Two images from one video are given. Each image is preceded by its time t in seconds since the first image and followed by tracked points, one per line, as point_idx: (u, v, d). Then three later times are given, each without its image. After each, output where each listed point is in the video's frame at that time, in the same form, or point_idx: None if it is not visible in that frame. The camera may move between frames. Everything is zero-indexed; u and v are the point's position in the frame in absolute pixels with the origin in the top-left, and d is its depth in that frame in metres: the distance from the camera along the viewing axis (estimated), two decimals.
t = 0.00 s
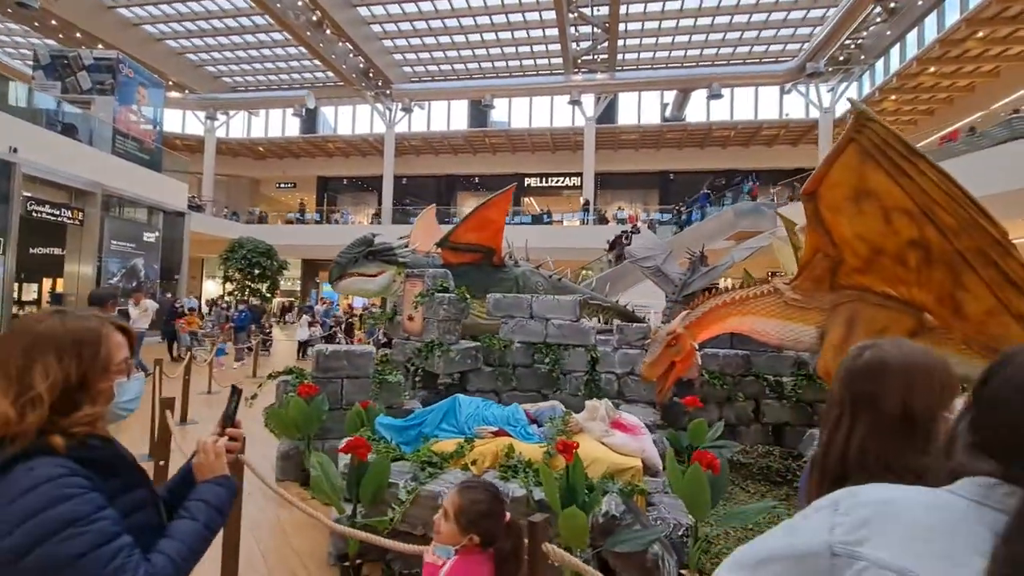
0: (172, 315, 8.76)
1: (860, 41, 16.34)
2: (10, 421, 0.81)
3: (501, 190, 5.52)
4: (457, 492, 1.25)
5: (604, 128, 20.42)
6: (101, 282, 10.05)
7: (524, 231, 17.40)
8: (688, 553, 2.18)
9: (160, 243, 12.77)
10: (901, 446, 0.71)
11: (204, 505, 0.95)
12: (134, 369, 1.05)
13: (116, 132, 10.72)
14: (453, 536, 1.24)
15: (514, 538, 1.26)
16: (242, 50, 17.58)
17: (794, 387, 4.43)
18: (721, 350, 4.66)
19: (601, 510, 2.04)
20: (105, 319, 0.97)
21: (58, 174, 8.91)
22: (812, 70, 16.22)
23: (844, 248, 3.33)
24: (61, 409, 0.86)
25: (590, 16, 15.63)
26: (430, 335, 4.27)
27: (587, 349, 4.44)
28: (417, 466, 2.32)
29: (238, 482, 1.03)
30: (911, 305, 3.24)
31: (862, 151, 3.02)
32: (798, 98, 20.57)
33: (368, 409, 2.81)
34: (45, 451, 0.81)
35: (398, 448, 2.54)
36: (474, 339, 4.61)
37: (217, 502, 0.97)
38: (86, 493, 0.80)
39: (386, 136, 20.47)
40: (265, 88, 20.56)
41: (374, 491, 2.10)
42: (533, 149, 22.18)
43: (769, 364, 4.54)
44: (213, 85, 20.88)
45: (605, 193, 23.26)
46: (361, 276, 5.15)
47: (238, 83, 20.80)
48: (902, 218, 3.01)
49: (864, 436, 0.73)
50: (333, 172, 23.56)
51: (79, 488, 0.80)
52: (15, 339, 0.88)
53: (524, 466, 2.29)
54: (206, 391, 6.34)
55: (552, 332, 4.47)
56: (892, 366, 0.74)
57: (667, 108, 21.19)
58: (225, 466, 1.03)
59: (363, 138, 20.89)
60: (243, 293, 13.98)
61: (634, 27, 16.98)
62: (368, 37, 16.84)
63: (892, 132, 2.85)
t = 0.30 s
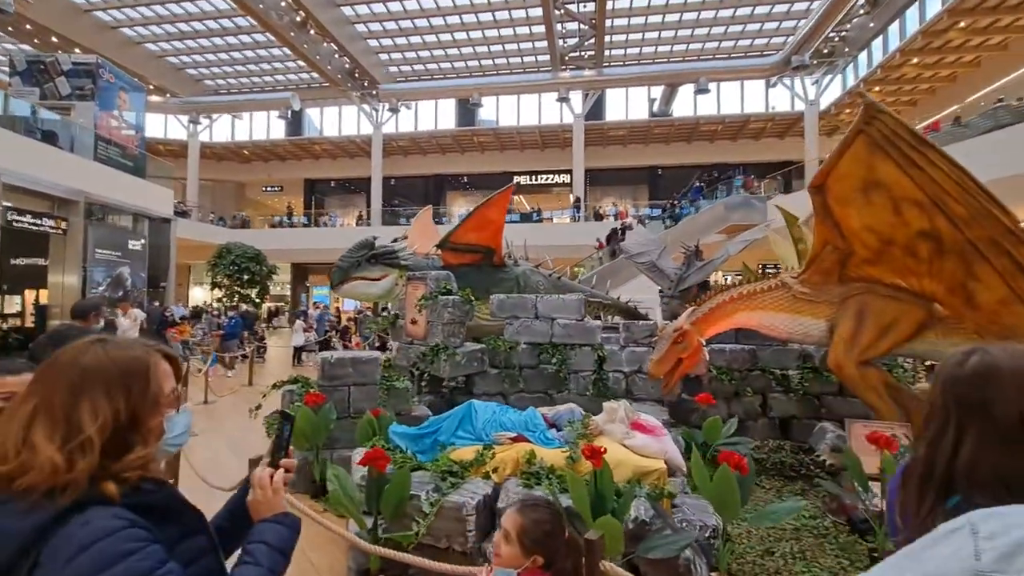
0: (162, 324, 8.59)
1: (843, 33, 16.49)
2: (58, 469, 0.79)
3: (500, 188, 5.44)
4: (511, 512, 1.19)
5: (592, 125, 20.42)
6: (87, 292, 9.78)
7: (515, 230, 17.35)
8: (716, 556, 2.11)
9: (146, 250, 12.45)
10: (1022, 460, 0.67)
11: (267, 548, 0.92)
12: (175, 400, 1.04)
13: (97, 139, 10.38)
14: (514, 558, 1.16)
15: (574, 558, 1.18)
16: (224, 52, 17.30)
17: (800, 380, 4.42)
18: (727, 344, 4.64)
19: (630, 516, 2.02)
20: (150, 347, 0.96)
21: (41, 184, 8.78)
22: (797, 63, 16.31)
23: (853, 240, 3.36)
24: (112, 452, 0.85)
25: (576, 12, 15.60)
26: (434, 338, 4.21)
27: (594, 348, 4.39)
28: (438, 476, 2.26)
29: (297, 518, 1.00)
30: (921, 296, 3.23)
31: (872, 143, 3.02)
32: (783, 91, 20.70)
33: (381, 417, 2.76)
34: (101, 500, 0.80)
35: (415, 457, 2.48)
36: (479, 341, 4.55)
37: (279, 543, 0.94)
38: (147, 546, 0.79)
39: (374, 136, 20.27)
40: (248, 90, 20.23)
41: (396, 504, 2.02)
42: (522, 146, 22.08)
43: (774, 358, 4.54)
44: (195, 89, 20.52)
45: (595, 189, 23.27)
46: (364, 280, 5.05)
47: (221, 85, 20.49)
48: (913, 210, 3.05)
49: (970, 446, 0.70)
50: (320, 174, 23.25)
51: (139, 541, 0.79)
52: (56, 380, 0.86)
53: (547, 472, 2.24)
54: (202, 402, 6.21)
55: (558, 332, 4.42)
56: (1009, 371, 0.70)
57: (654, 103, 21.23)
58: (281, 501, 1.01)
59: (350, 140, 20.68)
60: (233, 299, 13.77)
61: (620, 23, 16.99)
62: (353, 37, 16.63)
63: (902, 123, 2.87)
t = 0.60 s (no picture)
0: (116, 323, 8.12)
1: (803, 43, 17.14)
2: (89, 498, 0.74)
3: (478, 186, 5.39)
4: (536, 521, 0.99)
5: (562, 124, 20.52)
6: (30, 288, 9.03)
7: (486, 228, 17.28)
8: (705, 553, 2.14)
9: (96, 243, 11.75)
10: None
11: None
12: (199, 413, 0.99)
13: (41, 124, 9.71)
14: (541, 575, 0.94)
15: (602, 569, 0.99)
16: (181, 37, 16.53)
17: (771, 378, 4.56)
18: (702, 344, 4.74)
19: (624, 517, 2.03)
20: (172, 359, 0.90)
21: None
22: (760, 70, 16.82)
23: (826, 243, 3.47)
24: (140, 479, 0.80)
25: (548, 12, 15.63)
26: (413, 337, 4.13)
27: (574, 348, 4.40)
28: (428, 481, 2.19)
29: (334, 543, 0.94)
30: (888, 298, 3.39)
31: (846, 150, 3.15)
32: (746, 96, 21.33)
33: (363, 421, 2.63)
34: (131, 535, 0.75)
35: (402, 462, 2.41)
36: (457, 341, 4.49)
37: (318, 570, 0.88)
38: None
39: (341, 130, 19.76)
40: (208, 78, 19.38)
41: (385, 510, 1.95)
42: (492, 144, 22.00)
43: (746, 357, 4.67)
44: (149, 75, 19.51)
45: (564, 188, 23.38)
46: (342, 278, 5.08)
47: (178, 72, 19.58)
48: (884, 215, 3.19)
49: (1011, 452, 0.86)
50: (283, 167, 22.51)
51: None
52: (71, 399, 0.80)
53: (539, 475, 2.21)
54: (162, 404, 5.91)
55: (538, 331, 4.41)
56: None
57: (623, 104, 21.52)
58: (316, 524, 0.94)
59: (316, 132, 20.11)
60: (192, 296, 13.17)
61: (591, 24, 17.13)
62: (321, 27, 16.18)
63: (877, 132, 3.01)
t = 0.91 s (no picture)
0: (76, 326, 7.72)
1: (768, 53, 17.81)
2: (225, 507, 0.74)
3: (463, 188, 5.40)
4: (579, 521, 1.03)
5: (535, 126, 20.67)
6: None
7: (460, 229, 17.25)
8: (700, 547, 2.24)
9: (49, 242, 11.19)
10: None
11: None
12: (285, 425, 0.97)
13: None
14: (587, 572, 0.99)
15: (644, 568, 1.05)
16: (142, 28, 15.93)
17: (747, 377, 4.72)
18: (683, 344, 4.88)
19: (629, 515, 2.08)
20: (274, 369, 0.88)
21: None
22: (728, 78, 17.38)
23: (803, 247, 3.64)
24: (261, 487, 0.79)
25: (523, 14, 15.75)
26: (400, 340, 4.11)
27: (559, 349, 4.45)
28: (432, 484, 2.21)
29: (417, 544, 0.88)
30: (860, 300, 3.57)
31: (822, 159, 3.33)
32: (713, 103, 21.91)
33: (361, 426, 2.64)
34: (258, 541, 0.74)
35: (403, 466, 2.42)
36: (444, 342, 4.49)
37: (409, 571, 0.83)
38: None
39: (311, 127, 19.37)
40: (169, 70, 18.65)
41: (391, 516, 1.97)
42: (465, 144, 21.95)
43: (724, 356, 4.82)
44: (105, 65, 18.61)
45: (538, 190, 23.53)
46: (328, 278, 5.13)
47: (138, 64, 18.86)
48: (858, 222, 3.37)
49: None
50: (249, 164, 21.85)
51: None
52: (195, 411, 0.79)
53: (541, 476, 2.25)
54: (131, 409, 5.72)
55: (524, 333, 4.45)
56: None
57: (596, 108, 21.83)
58: (400, 527, 0.87)
59: (285, 129, 19.67)
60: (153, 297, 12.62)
61: (565, 27, 17.33)
62: (291, 22, 15.85)
63: (851, 142, 3.17)
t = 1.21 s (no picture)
0: (74, 333, 7.66)
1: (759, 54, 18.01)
2: (388, 508, 0.71)
3: (470, 191, 5.41)
4: (641, 515, 1.08)
5: (529, 127, 20.74)
6: None
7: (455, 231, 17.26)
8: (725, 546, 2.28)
9: (41, 247, 11.05)
10: None
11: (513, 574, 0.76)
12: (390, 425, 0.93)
13: None
14: (652, 567, 1.04)
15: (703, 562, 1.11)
16: (132, 31, 15.80)
17: (753, 375, 4.79)
18: (690, 343, 4.93)
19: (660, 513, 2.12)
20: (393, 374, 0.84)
21: None
22: (719, 79, 17.55)
23: (809, 248, 3.70)
24: (405, 490, 0.74)
25: (516, 16, 15.80)
26: (412, 343, 4.14)
27: (569, 350, 4.47)
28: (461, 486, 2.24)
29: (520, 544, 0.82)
30: (865, 299, 3.65)
31: (830, 161, 3.38)
32: (705, 103, 22.05)
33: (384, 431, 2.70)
34: (406, 540, 0.71)
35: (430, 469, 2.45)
36: (455, 345, 4.50)
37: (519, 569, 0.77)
38: None
39: (304, 130, 19.30)
40: (160, 73, 18.48)
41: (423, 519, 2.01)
42: (459, 146, 21.95)
43: (730, 355, 4.87)
44: (93, 68, 18.38)
45: (531, 191, 23.57)
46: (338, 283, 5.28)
47: (127, 67, 18.68)
48: (865, 222, 3.45)
49: None
50: (241, 167, 21.68)
51: None
52: (342, 419, 0.74)
53: (566, 477, 2.29)
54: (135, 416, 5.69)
55: (533, 334, 4.47)
56: None
57: (589, 109, 21.93)
58: (504, 525, 0.81)
59: (278, 133, 19.59)
60: (147, 303, 12.47)
61: (559, 29, 17.38)
62: (284, 25, 15.79)
63: (858, 145, 3.23)
